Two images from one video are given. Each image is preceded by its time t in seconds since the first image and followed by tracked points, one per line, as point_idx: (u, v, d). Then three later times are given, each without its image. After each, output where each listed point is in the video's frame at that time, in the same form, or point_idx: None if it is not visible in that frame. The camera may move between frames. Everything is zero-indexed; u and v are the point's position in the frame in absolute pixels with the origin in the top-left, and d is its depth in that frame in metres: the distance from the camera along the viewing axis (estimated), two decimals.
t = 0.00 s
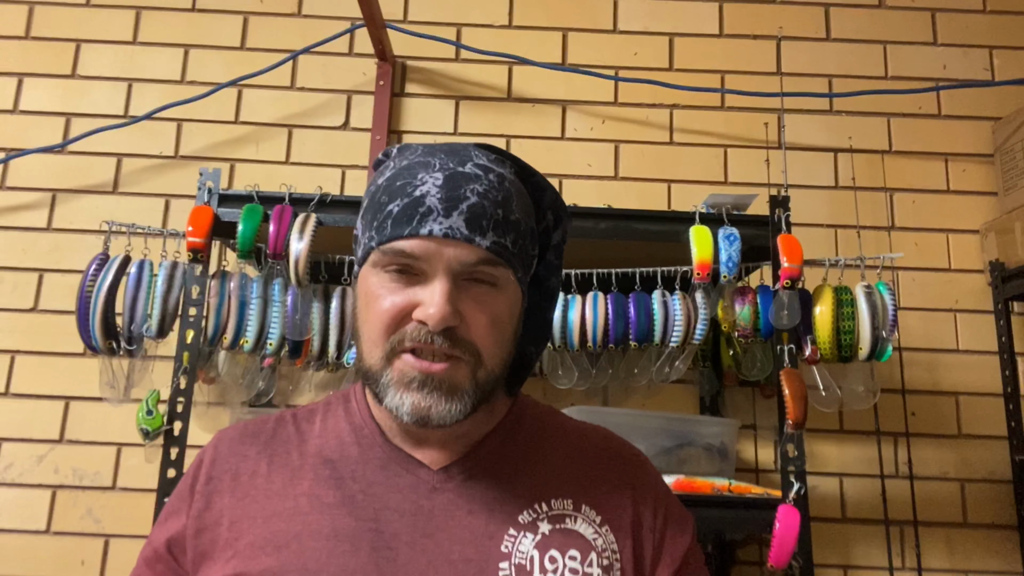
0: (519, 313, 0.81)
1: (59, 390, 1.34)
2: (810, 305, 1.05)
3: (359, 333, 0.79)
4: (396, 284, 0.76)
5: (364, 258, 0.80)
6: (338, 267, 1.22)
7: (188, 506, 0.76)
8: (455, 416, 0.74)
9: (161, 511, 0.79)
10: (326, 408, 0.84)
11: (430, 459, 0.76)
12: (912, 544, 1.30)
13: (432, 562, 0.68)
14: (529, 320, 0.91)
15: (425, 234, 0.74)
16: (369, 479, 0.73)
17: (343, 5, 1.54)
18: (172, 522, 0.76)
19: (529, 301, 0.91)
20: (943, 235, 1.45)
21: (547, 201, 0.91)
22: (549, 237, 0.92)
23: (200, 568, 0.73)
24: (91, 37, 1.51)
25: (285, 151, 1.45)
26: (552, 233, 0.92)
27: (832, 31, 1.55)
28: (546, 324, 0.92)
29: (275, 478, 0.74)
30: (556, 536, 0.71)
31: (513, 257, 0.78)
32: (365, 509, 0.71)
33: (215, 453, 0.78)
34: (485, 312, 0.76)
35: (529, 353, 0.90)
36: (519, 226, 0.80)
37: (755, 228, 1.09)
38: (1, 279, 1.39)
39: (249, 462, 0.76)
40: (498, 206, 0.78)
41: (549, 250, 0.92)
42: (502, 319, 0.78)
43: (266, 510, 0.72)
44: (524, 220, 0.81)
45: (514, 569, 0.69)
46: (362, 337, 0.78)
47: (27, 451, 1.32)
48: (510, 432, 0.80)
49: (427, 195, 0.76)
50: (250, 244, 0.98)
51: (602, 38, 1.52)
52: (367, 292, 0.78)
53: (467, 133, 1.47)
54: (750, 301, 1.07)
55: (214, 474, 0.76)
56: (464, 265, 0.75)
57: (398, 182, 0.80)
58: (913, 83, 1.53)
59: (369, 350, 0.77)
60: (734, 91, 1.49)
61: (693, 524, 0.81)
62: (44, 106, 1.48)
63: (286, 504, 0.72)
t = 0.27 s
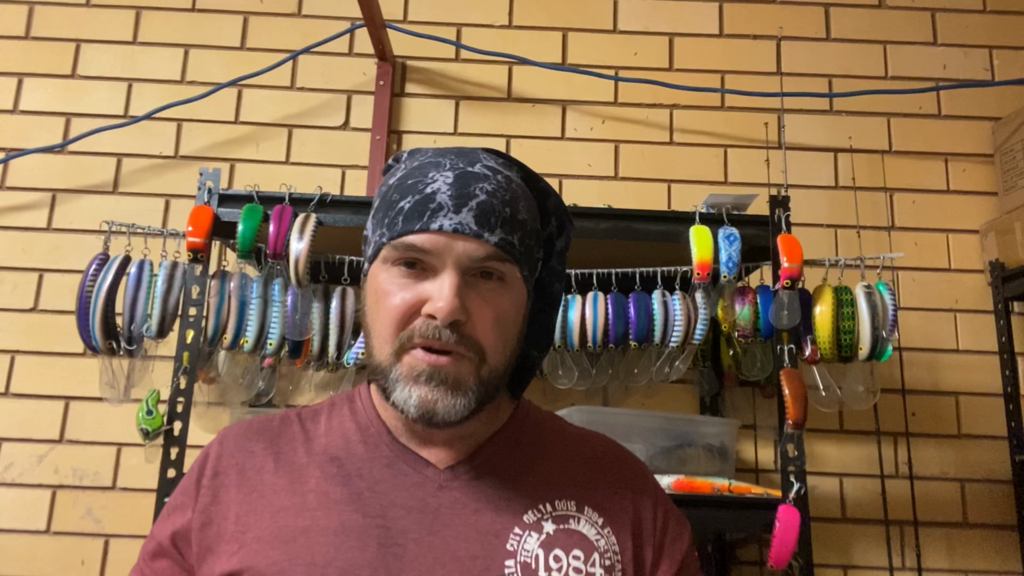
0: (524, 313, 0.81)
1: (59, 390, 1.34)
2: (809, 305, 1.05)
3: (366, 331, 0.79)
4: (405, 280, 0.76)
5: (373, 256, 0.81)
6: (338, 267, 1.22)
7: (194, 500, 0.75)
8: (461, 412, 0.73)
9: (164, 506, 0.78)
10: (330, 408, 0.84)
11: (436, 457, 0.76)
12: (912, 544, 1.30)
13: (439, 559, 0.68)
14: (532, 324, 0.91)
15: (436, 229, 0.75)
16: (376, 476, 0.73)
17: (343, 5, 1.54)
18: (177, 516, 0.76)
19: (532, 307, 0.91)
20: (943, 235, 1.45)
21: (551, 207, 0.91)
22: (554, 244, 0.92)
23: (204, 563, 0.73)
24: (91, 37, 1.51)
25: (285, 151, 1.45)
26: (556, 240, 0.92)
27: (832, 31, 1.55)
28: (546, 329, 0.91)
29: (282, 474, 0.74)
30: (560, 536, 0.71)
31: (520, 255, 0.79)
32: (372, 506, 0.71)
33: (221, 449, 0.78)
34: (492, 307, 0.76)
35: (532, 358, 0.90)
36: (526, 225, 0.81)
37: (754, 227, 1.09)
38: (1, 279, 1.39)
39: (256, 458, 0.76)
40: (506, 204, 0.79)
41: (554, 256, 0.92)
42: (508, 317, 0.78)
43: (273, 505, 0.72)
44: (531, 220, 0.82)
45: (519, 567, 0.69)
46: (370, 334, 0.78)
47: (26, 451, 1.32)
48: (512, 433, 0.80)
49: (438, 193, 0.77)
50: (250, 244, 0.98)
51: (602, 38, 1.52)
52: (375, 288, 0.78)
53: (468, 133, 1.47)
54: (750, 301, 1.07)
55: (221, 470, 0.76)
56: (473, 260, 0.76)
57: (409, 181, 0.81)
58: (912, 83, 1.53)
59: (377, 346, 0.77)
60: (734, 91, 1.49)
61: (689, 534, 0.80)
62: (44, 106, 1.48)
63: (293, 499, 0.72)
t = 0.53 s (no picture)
0: (529, 311, 0.81)
1: (59, 390, 1.34)
2: (809, 305, 1.05)
3: (373, 322, 0.79)
4: (415, 271, 0.76)
5: (383, 249, 0.81)
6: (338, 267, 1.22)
7: (196, 497, 0.75)
8: (465, 407, 0.73)
9: (165, 503, 0.78)
10: (332, 407, 0.84)
11: (441, 459, 0.76)
12: (912, 544, 1.30)
13: (443, 561, 0.68)
14: (535, 324, 0.91)
15: (448, 221, 0.75)
16: (381, 477, 0.73)
17: (343, 5, 1.54)
18: (178, 513, 0.75)
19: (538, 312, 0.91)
20: (943, 235, 1.45)
21: (559, 211, 0.91)
22: (559, 248, 0.92)
23: (205, 561, 0.73)
24: (91, 37, 1.51)
25: (285, 151, 1.45)
26: (562, 245, 0.92)
27: (831, 31, 1.55)
28: (552, 330, 0.92)
29: (286, 473, 0.74)
30: (564, 539, 0.71)
31: (528, 253, 0.79)
32: (377, 507, 0.71)
33: (223, 446, 0.78)
34: (499, 302, 0.76)
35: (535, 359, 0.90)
36: (535, 224, 0.81)
37: (754, 227, 1.09)
38: (1, 279, 1.39)
39: (258, 456, 0.76)
40: (517, 202, 0.79)
41: (559, 261, 0.92)
42: (514, 313, 0.78)
43: (276, 504, 0.72)
44: (539, 220, 0.82)
45: (524, 570, 0.68)
46: (377, 325, 0.78)
47: (26, 451, 1.32)
48: (515, 435, 0.80)
49: (450, 186, 0.78)
50: (250, 244, 0.98)
51: (602, 38, 1.52)
52: (384, 279, 0.78)
53: (468, 133, 1.47)
54: (750, 301, 1.07)
55: (223, 467, 0.76)
56: (483, 253, 0.76)
57: (421, 174, 0.81)
58: (912, 83, 1.53)
59: (384, 337, 0.76)
60: (734, 91, 1.49)
61: (689, 535, 0.81)
62: (44, 106, 1.48)
63: (296, 499, 0.72)
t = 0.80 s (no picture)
0: (522, 310, 0.81)
1: (59, 390, 1.34)
2: (809, 305, 1.05)
3: (363, 328, 0.80)
4: (401, 276, 0.76)
5: (370, 253, 0.81)
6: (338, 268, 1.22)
7: (193, 498, 0.75)
8: (456, 411, 0.73)
9: (161, 501, 0.78)
10: (331, 406, 0.84)
11: (438, 459, 0.76)
12: (912, 544, 1.30)
13: (442, 561, 0.68)
14: (534, 322, 0.91)
15: (430, 224, 0.75)
16: (380, 477, 0.73)
17: (343, 5, 1.54)
18: (175, 513, 0.75)
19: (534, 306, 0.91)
20: (943, 235, 1.45)
21: (552, 203, 0.91)
22: (555, 241, 0.91)
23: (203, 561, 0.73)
24: (91, 37, 1.51)
25: (285, 151, 1.45)
26: (558, 237, 0.91)
27: (832, 31, 1.55)
28: (549, 327, 0.92)
29: (284, 474, 0.75)
30: (563, 540, 0.71)
31: (516, 250, 0.79)
32: (376, 507, 0.71)
33: (221, 446, 0.78)
34: (488, 304, 0.76)
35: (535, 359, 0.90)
36: (523, 220, 0.80)
37: (754, 227, 1.09)
38: (2, 279, 1.39)
39: (257, 457, 0.76)
40: (502, 200, 0.79)
41: (555, 253, 0.91)
42: (505, 313, 0.78)
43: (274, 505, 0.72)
44: (528, 216, 0.81)
45: (523, 571, 0.69)
46: (366, 332, 0.78)
47: (26, 451, 1.32)
48: (516, 435, 0.80)
49: (432, 188, 0.77)
50: (250, 244, 0.98)
51: (602, 38, 1.52)
52: (371, 285, 0.78)
53: (468, 133, 1.47)
54: (750, 301, 1.07)
55: (221, 467, 0.76)
56: (468, 256, 0.76)
57: (404, 176, 0.81)
58: (912, 83, 1.53)
59: (373, 344, 0.77)
60: (734, 91, 1.49)
61: (687, 539, 0.81)
62: (44, 106, 1.48)
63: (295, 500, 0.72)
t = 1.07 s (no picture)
0: (507, 306, 0.80)
1: (59, 390, 1.34)
2: (809, 305, 1.05)
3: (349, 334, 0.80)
4: (377, 282, 0.77)
5: (350, 258, 0.81)
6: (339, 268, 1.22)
7: (190, 499, 0.75)
8: (439, 414, 0.73)
9: (160, 503, 0.78)
10: (329, 406, 0.84)
11: (435, 461, 0.76)
12: (912, 544, 1.30)
13: (438, 565, 0.68)
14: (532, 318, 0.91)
15: (400, 228, 0.75)
16: (376, 480, 0.73)
17: (343, 5, 1.54)
18: (173, 514, 0.75)
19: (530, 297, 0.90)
20: (944, 234, 1.45)
21: (540, 191, 0.90)
22: (547, 229, 0.90)
23: (200, 563, 0.73)
24: (91, 37, 1.51)
25: (285, 151, 1.45)
26: (550, 224, 0.91)
27: (832, 31, 1.55)
28: (547, 321, 0.91)
29: (280, 476, 0.74)
30: (561, 544, 0.71)
31: (495, 246, 0.78)
32: (371, 511, 0.71)
33: (218, 447, 0.78)
34: (467, 305, 0.75)
35: (534, 352, 0.90)
36: (500, 215, 0.79)
37: (754, 227, 1.09)
38: (2, 279, 1.39)
39: (253, 458, 0.77)
40: (475, 196, 0.78)
41: (548, 242, 0.91)
42: (486, 312, 0.77)
43: (270, 507, 0.72)
44: (506, 209, 0.80)
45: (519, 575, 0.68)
46: (350, 338, 0.78)
47: (26, 451, 1.32)
48: (515, 437, 0.80)
49: (400, 191, 0.77)
50: (250, 244, 0.98)
51: (602, 38, 1.52)
52: (351, 291, 0.79)
53: (468, 133, 1.47)
54: (750, 301, 1.07)
55: (218, 469, 0.76)
56: (442, 257, 0.75)
57: (375, 180, 0.81)
58: (912, 82, 1.53)
59: (357, 350, 0.77)
60: (734, 91, 1.49)
61: (693, 539, 0.81)
62: (44, 106, 1.48)
63: (290, 502, 0.72)
